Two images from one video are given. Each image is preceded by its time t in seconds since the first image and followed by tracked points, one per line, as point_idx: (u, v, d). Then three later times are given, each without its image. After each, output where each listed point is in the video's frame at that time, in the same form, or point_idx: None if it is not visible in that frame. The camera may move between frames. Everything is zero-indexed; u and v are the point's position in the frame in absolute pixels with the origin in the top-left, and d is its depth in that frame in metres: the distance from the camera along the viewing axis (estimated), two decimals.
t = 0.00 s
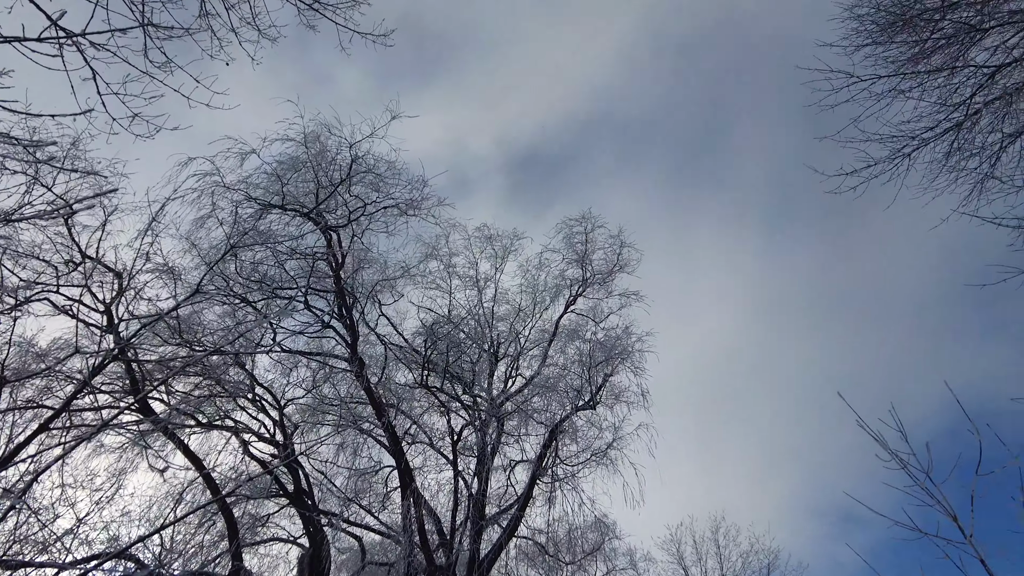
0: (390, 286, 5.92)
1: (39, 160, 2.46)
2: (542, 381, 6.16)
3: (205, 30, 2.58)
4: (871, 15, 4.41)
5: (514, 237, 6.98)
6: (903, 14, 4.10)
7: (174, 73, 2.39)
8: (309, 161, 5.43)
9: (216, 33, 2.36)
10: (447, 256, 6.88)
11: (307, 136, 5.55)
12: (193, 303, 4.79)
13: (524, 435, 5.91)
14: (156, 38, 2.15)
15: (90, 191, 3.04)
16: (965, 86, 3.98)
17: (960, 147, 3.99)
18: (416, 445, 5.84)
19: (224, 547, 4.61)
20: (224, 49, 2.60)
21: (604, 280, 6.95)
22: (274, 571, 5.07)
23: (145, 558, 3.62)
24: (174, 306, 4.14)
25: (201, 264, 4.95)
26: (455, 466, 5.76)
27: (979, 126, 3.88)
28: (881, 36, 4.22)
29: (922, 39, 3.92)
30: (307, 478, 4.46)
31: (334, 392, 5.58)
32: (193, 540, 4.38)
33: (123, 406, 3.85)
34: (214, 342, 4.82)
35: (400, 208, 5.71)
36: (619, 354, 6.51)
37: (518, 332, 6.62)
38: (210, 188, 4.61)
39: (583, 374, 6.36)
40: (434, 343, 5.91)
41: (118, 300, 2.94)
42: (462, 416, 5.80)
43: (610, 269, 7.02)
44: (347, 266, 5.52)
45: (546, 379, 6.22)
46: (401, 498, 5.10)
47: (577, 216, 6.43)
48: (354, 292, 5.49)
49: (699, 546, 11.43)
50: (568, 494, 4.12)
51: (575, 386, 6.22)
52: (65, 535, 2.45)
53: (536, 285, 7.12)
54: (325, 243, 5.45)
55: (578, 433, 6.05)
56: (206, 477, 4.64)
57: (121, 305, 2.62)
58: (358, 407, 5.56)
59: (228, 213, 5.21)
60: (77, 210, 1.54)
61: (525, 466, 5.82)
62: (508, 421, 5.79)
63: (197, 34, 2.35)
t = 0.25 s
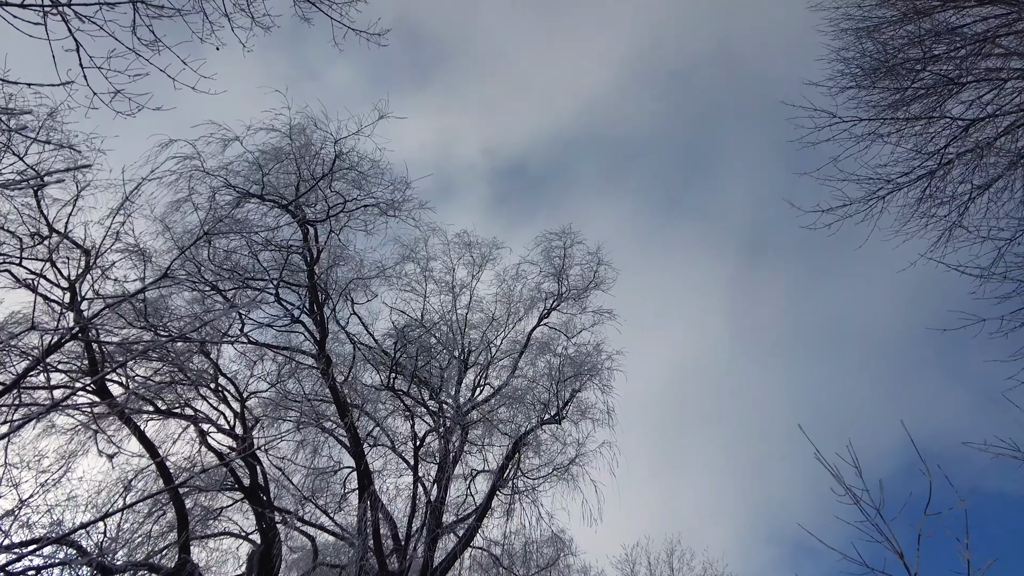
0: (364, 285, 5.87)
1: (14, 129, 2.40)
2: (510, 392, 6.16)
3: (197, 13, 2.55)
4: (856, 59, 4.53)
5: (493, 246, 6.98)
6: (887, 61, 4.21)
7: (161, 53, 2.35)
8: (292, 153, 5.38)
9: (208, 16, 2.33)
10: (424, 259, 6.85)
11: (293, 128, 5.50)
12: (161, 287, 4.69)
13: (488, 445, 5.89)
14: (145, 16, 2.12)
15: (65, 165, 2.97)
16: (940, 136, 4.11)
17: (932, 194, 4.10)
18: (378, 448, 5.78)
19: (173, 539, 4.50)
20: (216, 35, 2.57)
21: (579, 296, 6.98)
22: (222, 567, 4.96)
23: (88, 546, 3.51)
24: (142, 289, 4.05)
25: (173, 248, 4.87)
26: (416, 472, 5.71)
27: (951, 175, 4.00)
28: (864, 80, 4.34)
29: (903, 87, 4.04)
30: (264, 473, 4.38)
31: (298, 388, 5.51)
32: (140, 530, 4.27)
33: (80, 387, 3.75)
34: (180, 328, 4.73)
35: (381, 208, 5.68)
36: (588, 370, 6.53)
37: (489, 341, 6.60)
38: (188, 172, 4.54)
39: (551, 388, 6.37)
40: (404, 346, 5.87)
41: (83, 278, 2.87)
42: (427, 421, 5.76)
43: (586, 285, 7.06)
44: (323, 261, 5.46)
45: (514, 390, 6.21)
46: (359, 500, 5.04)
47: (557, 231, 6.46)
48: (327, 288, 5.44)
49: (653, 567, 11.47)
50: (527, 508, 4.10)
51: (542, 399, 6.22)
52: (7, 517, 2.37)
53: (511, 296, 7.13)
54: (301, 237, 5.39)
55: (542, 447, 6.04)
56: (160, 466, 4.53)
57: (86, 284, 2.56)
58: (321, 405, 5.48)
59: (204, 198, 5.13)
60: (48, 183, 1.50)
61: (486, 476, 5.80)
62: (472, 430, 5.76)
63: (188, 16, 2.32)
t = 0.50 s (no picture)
0: (341, 284, 5.83)
1: None
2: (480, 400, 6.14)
3: None
4: (840, 95, 4.63)
5: (473, 254, 6.97)
6: (869, 100, 4.32)
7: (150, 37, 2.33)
8: (276, 147, 5.34)
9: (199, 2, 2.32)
10: (404, 262, 6.83)
11: (279, 121, 5.45)
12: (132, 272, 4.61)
13: (454, 453, 5.85)
14: None
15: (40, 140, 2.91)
16: (915, 176, 4.21)
17: (904, 232, 4.20)
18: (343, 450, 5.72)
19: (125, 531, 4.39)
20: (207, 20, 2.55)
21: (556, 309, 7.00)
22: (175, 563, 4.84)
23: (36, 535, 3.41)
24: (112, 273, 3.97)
25: (147, 234, 4.78)
26: (380, 476, 5.66)
27: (924, 215, 4.10)
28: (846, 117, 4.44)
29: (883, 126, 4.14)
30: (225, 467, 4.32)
31: (266, 384, 5.43)
32: (92, 520, 4.16)
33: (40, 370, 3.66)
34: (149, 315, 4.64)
35: (363, 208, 5.65)
36: (560, 384, 6.54)
37: (463, 349, 6.59)
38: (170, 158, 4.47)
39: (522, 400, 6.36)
40: (377, 348, 5.83)
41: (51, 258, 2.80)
42: (395, 426, 5.71)
43: (563, 298, 7.08)
44: (300, 257, 5.41)
45: (485, 399, 6.19)
46: (320, 501, 4.97)
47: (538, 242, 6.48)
48: (302, 285, 5.38)
49: None
50: (490, 518, 4.08)
51: (512, 410, 6.21)
52: None
53: (488, 305, 7.12)
54: (279, 232, 5.33)
55: (509, 458, 6.02)
56: (119, 455, 4.43)
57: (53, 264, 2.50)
58: (288, 403, 5.41)
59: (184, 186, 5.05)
60: (22, 160, 1.47)
61: (451, 485, 5.76)
62: (440, 437, 5.72)
63: None
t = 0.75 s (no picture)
0: (314, 283, 5.77)
1: None
2: (447, 409, 6.10)
3: None
4: (818, 132, 4.74)
5: (450, 262, 6.96)
6: (847, 138, 4.42)
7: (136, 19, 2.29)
8: (258, 140, 5.28)
9: None
10: (379, 265, 6.79)
11: (262, 115, 5.40)
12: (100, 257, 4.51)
13: (417, 460, 5.81)
14: None
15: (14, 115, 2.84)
16: (885, 216, 4.32)
17: (871, 270, 4.30)
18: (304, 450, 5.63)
19: (71, 522, 4.26)
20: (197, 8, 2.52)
21: (529, 322, 7.02)
22: (121, 557, 4.71)
23: None
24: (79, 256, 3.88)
25: (118, 218, 4.69)
26: (340, 480, 5.58)
27: (892, 254, 4.20)
28: (823, 153, 4.54)
29: (858, 165, 4.24)
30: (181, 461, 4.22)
31: (230, 379, 5.34)
32: (37, 509, 4.03)
33: None
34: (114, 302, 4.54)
35: (342, 208, 5.61)
36: (528, 397, 6.53)
37: (433, 356, 6.55)
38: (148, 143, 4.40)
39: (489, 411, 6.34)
40: (346, 350, 5.77)
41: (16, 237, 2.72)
42: (358, 430, 5.65)
43: (537, 312, 7.10)
44: (274, 253, 5.35)
45: (451, 408, 6.16)
46: (277, 502, 4.88)
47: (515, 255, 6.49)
48: (274, 281, 5.31)
49: None
50: (449, 529, 4.05)
51: (478, 421, 6.18)
52: None
53: (461, 313, 7.11)
54: (255, 226, 5.27)
55: (472, 469, 5.99)
56: (71, 443, 4.30)
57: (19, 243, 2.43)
58: (251, 401, 5.32)
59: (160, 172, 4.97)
60: None
61: (412, 493, 5.71)
62: (403, 444, 5.67)
63: None
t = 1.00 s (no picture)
0: (290, 277, 5.71)
1: None
2: (416, 412, 6.08)
3: None
4: (799, 160, 4.82)
5: (429, 264, 6.94)
6: (826, 168, 4.51)
7: None
8: (242, 131, 5.23)
9: None
10: (357, 264, 6.75)
11: (249, 105, 5.34)
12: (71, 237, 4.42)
13: (383, 463, 5.76)
14: None
15: None
16: (859, 246, 4.41)
17: (843, 298, 4.38)
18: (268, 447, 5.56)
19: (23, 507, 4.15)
20: None
21: (504, 330, 7.02)
22: (72, 547, 4.60)
23: None
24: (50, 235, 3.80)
25: (93, 200, 4.60)
26: (304, 478, 5.51)
27: (863, 284, 4.29)
28: (802, 182, 4.63)
29: (835, 195, 4.33)
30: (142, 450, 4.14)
31: (197, 370, 5.26)
32: None
33: None
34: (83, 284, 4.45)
35: (323, 204, 5.57)
36: (498, 405, 6.53)
37: (405, 358, 6.52)
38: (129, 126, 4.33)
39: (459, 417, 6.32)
40: (318, 347, 5.72)
41: None
42: (325, 428, 5.60)
43: (512, 321, 7.11)
44: (251, 245, 5.29)
45: (421, 412, 6.13)
46: (237, 498, 4.80)
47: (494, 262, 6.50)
48: (249, 274, 5.25)
49: None
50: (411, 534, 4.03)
51: (447, 426, 6.16)
52: None
53: (437, 317, 7.09)
54: (233, 217, 5.20)
55: (438, 474, 5.96)
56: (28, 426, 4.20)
57: None
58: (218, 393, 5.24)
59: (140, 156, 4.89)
60: None
61: (376, 495, 5.66)
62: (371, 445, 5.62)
63: None
